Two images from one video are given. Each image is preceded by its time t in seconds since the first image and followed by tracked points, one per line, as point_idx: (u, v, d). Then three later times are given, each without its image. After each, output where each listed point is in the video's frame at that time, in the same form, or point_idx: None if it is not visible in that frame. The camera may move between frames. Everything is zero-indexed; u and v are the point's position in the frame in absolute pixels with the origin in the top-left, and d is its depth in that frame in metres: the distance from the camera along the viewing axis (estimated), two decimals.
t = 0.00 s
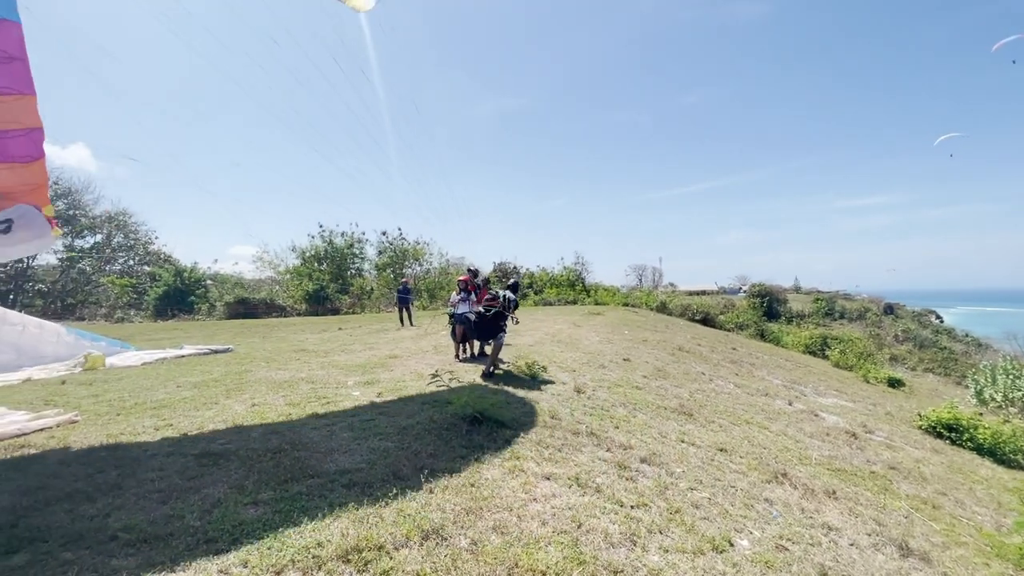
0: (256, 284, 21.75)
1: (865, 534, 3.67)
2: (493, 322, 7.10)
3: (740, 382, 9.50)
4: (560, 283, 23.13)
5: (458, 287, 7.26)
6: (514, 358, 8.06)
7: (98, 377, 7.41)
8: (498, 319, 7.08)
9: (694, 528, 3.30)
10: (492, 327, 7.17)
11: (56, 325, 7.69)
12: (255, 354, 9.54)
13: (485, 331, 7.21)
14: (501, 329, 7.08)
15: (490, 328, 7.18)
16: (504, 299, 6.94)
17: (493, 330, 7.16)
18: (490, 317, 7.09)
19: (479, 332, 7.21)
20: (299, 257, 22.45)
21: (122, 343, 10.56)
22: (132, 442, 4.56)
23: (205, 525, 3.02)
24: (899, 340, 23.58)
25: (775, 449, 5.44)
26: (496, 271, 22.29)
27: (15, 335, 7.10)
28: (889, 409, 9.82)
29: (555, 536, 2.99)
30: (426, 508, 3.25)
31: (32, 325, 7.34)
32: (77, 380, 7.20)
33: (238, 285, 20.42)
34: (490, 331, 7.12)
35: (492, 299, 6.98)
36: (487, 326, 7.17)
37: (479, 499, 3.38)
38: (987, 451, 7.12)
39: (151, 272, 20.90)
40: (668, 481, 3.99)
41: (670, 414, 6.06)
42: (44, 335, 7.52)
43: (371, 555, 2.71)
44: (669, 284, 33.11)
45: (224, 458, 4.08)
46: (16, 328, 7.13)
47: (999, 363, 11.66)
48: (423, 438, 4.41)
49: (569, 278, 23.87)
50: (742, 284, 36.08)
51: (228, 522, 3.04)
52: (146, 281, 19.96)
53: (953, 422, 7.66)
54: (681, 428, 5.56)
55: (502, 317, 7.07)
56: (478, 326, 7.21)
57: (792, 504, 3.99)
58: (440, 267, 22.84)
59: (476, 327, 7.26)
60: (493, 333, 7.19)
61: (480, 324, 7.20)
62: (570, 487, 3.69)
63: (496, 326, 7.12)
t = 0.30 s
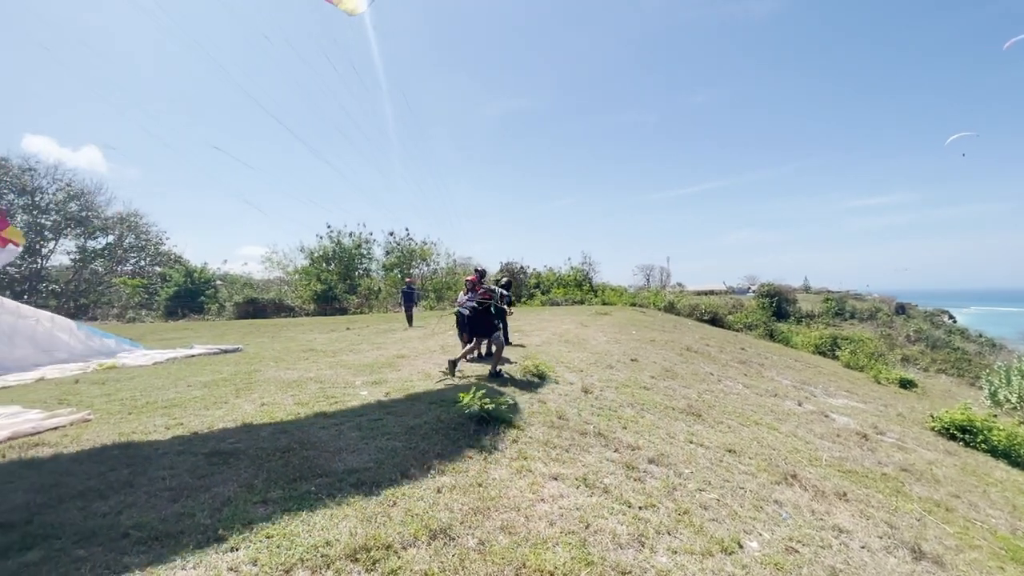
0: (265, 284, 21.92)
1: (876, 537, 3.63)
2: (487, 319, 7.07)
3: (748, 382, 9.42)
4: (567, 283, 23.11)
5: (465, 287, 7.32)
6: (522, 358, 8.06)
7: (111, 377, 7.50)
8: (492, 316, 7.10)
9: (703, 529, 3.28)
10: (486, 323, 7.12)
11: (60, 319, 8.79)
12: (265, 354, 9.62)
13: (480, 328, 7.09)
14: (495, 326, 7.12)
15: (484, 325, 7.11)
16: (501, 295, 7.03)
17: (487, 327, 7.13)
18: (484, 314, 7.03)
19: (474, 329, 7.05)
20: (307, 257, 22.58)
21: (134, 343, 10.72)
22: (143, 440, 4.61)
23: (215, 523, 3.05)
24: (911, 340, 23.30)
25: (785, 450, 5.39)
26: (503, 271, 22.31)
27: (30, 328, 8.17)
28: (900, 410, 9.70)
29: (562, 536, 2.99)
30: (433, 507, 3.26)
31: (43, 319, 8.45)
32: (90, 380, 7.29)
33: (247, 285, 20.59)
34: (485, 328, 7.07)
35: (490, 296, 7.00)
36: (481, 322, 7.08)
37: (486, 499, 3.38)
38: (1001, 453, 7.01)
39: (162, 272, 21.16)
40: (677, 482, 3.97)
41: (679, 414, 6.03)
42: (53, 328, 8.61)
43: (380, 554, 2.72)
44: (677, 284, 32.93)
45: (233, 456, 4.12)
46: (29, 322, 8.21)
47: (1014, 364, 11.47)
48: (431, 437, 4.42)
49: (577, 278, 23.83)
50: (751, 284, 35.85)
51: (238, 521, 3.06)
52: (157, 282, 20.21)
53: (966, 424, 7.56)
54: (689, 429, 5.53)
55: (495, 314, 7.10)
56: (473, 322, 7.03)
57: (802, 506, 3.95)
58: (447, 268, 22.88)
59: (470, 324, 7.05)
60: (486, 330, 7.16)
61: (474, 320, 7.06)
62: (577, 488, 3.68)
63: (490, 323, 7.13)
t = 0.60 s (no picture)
0: (277, 282, 22.16)
1: (890, 539, 3.58)
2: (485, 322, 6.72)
3: (760, 382, 9.33)
4: (576, 282, 23.07)
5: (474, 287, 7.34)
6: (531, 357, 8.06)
7: (126, 374, 7.64)
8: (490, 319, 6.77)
9: (714, 529, 3.26)
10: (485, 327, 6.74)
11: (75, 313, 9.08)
12: (276, 352, 9.73)
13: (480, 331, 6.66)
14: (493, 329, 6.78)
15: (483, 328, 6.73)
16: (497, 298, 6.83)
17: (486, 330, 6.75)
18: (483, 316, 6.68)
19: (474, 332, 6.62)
20: (317, 256, 22.78)
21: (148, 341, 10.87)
22: (159, 436, 4.69)
23: (229, 519, 3.10)
24: (927, 340, 22.92)
25: (797, 451, 5.33)
26: (513, 270, 22.34)
27: (47, 319, 8.45)
28: (916, 410, 9.55)
29: (572, 535, 2.99)
30: (443, 505, 3.27)
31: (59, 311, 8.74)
32: (106, 376, 7.44)
33: (259, 284, 20.81)
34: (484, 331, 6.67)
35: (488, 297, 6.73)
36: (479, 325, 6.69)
37: (496, 497, 3.39)
38: (1020, 455, 6.87)
39: (175, 271, 21.51)
40: (687, 482, 3.94)
41: (689, 414, 5.99)
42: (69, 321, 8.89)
43: (390, 551, 2.74)
44: (688, 283, 32.65)
45: (246, 453, 4.17)
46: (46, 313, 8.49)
47: None
48: (441, 436, 4.44)
49: (586, 276, 23.76)
50: (762, 283, 35.50)
51: (252, 517, 3.11)
52: (170, 281, 20.54)
53: (984, 425, 7.42)
54: (700, 429, 5.49)
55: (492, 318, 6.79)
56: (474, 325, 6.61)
57: (814, 507, 3.91)
58: (456, 267, 22.96)
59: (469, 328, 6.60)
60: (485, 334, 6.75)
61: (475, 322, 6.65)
62: (587, 487, 3.67)
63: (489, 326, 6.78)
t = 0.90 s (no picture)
0: (290, 280, 22.42)
1: (908, 541, 3.53)
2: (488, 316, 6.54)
3: (774, 381, 9.23)
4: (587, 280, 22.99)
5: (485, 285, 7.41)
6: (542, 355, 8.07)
7: (144, 370, 7.79)
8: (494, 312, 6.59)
9: (727, 528, 3.24)
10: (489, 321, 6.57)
11: (93, 308, 9.37)
12: (290, 348, 9.85)
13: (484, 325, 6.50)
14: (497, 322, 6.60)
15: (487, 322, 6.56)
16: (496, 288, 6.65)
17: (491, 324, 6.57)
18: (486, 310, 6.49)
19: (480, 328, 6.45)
20: (330, 254, 23.00)
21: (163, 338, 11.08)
22: (176, 431, 4.78)
23: (245, 512, 3.15)
24: (946, 339, 22.48)
25: (812, 450, 5.27)
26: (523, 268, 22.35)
27: (66, 312, 8.73)
28: (934, 411, 9.38)
29: (584, 533, 2.99)
30: (455, 501, 3.30)
31: (78, 305, 9.03)
32: (125, 372, 7.60)
33: (273, 282, 21.07)
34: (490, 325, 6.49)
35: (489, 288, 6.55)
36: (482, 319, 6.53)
37: (508, 494, 3.40)
38: None
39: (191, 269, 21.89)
40: (700, 481, 3.92)
41: (702, 413, 5.95)
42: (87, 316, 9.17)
43: (403, 546, 2.77)
44: (700, 281, 32.38)
45: (262, 448, 4.24)
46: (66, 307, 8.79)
47: None
48: (453, 432, 4.47)
49: (597, 274, 23.66)
50: (776, 281, 35.07)
51: (268, 511, 3.16)
52: (186, 278, 20.89)
53: (1006, 426, 7.26)
54: (712, 427, 5.45)
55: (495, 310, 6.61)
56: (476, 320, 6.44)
57: (829, 507, 3.87)
58: (467, 264, 23.02)
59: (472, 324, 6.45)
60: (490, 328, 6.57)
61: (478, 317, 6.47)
62: (599, 484, 3.67)
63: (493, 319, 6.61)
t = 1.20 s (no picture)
0: (306, 277, 22.71)
1: (928, 543, 3.45)
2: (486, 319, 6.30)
3: (790, 379, 9.09)
4: (601, 277, 22.89)
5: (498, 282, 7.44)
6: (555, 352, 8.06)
7: (165, 365, 7.97)
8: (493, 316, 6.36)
9: (741, 527, 3.21)
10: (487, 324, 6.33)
11: (115, 305, 9.65)
12: (305, 344, 9.99)
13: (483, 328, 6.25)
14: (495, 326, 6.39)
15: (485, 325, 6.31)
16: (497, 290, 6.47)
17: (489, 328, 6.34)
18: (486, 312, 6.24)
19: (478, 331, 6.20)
20: (344, 251, 23.21)
21: (181, 334, 11.31)
22: (195, 425, 4.88)
23: (262, 504, 3.22)
24: (970, 338, 21.91)
25: (829, 450, 5.19)
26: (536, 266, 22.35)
27: (87, 308, 9.00)
28: (957, 411, 9.15)
29: (596, 529, 2.99)
30: (467, 496, 3.32)
31: (99, 301, 9.32)
32: (146, 367, 7.78)
33: (288, 279, 21.34)
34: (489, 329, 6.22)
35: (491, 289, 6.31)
36: (479, 322, 6.29)
37: (519, 490, 3.42)
38: None
39: (209, 266, 22.30)
40: (714, 480, 3.89)
41: (716, 411, 5.90)
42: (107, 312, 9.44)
43: (416, 541, 2.80)
44: (715, 278, 32.02)
45: (278, 442, 4.32)
46: (87, 303, 9.06)
47: None
48: (465, 428, 4.50)
49: (611, 271, 23.52)
50: (793, 279, 34.57)
51: (284, 503, 3.22)
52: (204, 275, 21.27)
53: None
54: (727, 426, 5.39)
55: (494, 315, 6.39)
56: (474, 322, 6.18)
57: (847, 507, 3.81)
58: (480, 262, 23.06)
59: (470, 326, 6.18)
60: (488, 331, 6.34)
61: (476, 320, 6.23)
62: (611, 482, 3.67)
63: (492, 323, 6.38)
